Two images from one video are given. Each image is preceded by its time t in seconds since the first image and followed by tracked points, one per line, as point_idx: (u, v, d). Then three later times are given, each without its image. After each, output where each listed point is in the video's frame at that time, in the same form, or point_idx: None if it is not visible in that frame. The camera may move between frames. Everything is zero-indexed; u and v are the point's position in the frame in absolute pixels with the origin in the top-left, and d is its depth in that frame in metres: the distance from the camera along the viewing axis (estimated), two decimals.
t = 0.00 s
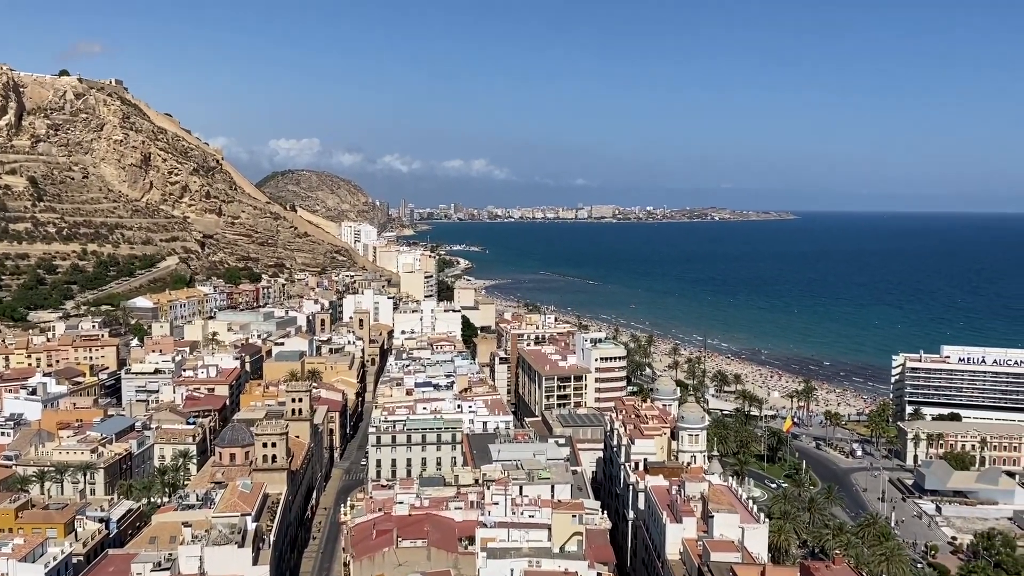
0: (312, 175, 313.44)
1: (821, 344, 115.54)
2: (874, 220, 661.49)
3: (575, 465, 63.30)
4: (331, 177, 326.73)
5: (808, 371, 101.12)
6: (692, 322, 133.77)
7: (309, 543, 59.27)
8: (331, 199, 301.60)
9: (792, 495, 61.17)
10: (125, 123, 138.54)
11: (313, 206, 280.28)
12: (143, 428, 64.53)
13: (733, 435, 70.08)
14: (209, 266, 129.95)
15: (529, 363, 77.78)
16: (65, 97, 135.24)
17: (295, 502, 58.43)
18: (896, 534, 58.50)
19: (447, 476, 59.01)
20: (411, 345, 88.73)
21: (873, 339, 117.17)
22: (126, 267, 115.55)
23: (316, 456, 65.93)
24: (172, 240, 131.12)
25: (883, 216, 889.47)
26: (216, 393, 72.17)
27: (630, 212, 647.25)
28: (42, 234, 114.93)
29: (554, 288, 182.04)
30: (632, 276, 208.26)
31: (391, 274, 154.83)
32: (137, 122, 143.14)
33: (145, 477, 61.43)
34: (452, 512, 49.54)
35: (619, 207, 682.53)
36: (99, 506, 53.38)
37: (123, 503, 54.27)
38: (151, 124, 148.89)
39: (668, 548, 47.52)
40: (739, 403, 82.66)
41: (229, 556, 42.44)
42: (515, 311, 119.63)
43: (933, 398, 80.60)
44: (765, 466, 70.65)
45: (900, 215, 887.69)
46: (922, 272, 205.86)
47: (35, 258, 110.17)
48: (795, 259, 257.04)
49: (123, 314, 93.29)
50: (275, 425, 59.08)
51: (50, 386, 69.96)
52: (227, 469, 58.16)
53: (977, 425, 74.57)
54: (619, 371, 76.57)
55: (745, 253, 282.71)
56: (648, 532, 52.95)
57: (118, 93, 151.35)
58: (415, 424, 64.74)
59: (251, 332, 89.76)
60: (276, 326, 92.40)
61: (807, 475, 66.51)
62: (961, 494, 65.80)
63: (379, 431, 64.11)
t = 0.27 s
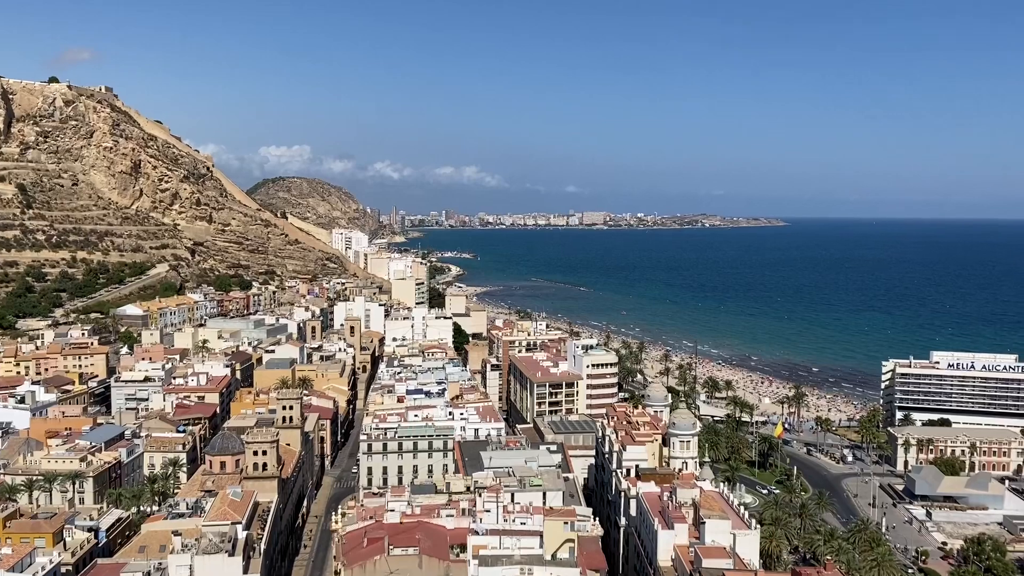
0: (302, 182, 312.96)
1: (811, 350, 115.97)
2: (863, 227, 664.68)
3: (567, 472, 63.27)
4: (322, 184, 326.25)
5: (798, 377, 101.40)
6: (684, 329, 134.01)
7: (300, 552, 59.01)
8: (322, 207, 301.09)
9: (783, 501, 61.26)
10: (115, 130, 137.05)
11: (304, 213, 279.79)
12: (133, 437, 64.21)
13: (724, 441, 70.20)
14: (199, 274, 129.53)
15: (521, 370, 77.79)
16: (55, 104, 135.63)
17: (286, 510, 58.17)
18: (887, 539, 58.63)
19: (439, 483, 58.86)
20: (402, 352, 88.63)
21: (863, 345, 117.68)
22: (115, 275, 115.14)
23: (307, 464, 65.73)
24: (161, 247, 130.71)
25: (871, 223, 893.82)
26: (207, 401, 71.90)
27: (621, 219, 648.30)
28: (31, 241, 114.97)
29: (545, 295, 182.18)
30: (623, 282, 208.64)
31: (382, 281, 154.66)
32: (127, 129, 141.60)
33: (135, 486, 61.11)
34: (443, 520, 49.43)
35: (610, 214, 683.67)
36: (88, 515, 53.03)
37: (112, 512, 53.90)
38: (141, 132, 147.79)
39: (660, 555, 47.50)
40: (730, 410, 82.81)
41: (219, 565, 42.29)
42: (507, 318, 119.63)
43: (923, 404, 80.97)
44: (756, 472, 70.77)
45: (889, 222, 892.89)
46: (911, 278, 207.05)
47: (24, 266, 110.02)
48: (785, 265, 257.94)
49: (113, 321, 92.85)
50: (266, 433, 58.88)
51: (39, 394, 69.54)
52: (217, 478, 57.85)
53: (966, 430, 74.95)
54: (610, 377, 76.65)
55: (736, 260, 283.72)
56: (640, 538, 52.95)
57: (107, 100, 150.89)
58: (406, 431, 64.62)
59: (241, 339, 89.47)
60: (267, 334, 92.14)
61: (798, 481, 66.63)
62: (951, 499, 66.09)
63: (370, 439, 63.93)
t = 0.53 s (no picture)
0: (292, 187, 312.21)
1: (802, 355, 116.28)
2: (852, 232, 667.78)
3: (559, 477, 63.17)
4: (312, 189, 325.65)
5: (789, 382, 101.63)
6: (674, 333, 134.20)
7: (290, 558, 58.70)
8: (312, 212, 300.31)
9: (774, 505, 61.32)
10: (104, 135, 136.40)
11: (294, 218, 279.03)
12: (122, 443, 63.79)
13: (715, 446, 70.26)
14: (188, 279, 129.11)
15: (512, 375, 77.71)
16: (43, 110, 134.67)
17: (276, 516, 57.88)
18: (878, 543, 58.70)
19: (430, 489, 58.68)
20: (393, 357, 88.45)
21: (852, 349, 118.14)
22: (104, 281, 114.60)
23: (297, 470, 65.43)
24: (151, 253, 130.31)
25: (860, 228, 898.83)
26: (196, 407, 71.52)
27: (611, 224, 649.06)
28: (19, 247, 114.94)
29: (537, 300, 182.12)
30: (614, 287, 208.78)
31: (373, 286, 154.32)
32: (117, 134, 140.96)
33: (123, 493, 60.67)
34: (434, 526, 49.27)
35: (601, 219, 684.37)
36: (77, 522, 52.56)
37: (101, 519, 53.43)
38: (130, 137, 147.43)
39: (651, 560, 47.36)
40: (721, 414, 82.92)
41: (209, 572, 42.15)
42: (498, 323, 119.54)
43: (913, 408, 81.29)
44: (747, 477, 70.84)
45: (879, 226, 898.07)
46: (900, 283, 208.08)
47: (12, 271, 109.65)
48: (775, 270, 258.67)
49: (102, 327, 92.37)
50: (256, 439, 58.52)
51: (26, 401, 69.07)
52: (207, 484, 57.45)
53: (955, 433, 75.27)
54: (602, 382, 76.66)
55: (726, 265, 284.50)
56: (632, 543, 52.82)
57: (96, 105, 150.38)
58: (397, 437, 64.43)
59: (231, 345, 89.14)
60: (257, 340, 91.83)
61: (788, 485, 66.69)
62: (941, 502, 66.30)
63: (360, 445, 63.70)
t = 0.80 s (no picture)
0: (282, 191, 311.36)
1: (792, 358, 116.63)
2: (841, 236, 670.90)
3: (549, 480, 63.13)
4: (303, 193, 324.99)
5: (778, 385, 101.91)
6: (665, 337, 134.39)
7: (280, 563, 58.40)
8: (301, 216, 299.52)
9: (764, 508, 61.40)
10: (93, 139, 135.81)
11: (284, 223, 278.24)
12: (110, 449, 63.38)
13: (705, 449, 70.36)
14: (178, 283, 128.59)
15: (503, 379, 77.66)
16: (31, 113, 134.07)
17: (266, 521, 57.60)
18: (868, 546, 58.88)
19: (421, 494, 58.53)
20: (383, 361, 88.31)
21: (842, 352, 118.59)
22: (93, 285, 114.09)
23: (287, 475, 65.21)
24: (140, 257, 129.75)
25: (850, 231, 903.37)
26: (185, 412, 71.18)
27: (601, 228, 649.89)
28: (7, 251, 114.23)
29: (528, 303, 182.12)
30: (605, 291, 209.00)
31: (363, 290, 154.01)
32: (105, 138, 140.45)
33: (112, 499, 60.26)
34: (425, 530, 49.15)
35: (591, 223, 685.14)
36: (65, 528, 52.12)
37: (89, 525, 52.98)
38: (119, 141, 146.88)
39: (641, 563, 47.36)
40: (711, 417, 83.08)
41: None
42: (488, 327, 119.49)
43: (902, 410, 81.69)
44: (737, 480, 70.97)
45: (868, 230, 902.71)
46: (889, 286, 209.12)
47: None
48: (765, 273, 259.45)
49: (90, 332, 91.88)
50: (246, 443, 58.02)
51: (14, 406, 68.60)
52: (197, 489, 57.04)
53: (944, 436, 75.58)
54: (592, 385, 76.70)
55: (716, 268, 285.22)
56: (622, 547, 52.79)
57: (85, 109, 149.73)
58: (387, 441, 64.28)
59: (220, 349, 88.81)
60: (246, 344, 91.51)
61: (778, 488, 66.81)
62: (931, 505, 66.59)
63: (351, 449, 63.52)
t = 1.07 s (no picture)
0: (271, 194, 310.35)
1: (781, 359, 117.01)
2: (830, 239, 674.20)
3: (540, 483, 63.12)
4: (292, 195, 324.07)
5: (768, 387, 102.19)
6: (655, 339, 134.64)
7: (270, 567, 58.19)
8: (291, 219, 298.56)
9: (754, 510, 61.53)
10: (80, 142, 135.28)
11: (273, 226, 277.36)
12: (98, 452, 63.00)
13: (696, 450, 70.50)
14: (166, 286, 128.09)
15: (493, 382, 77.64)
16: (18, 116, 133.32)
17: (255, 525, 57.37)
18: (857, 547, 59.08)
19: (411, 497, 58.38)
20: (373, 364, 88.18)
21: (831, 354, 119.11)
22: (80, 288, 113.48)
23: (277, 478, 64.94)
24: (128, 260, 129.21)
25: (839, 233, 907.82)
26: (174, 415, 70.85)
27: (591, 231, 650.65)
28: None
29: (519, 306, 182.09)
30: (595, 294, 209.14)
31: (353, 293, 153.71)
32: (93, 141, 139.85)
33: (100, 503, 59.85)
34: (415, 533, 49.00)
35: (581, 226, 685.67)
36: (53, 533, 51.70)
37: (77, 529, 52.56)
38: (107, 143, 146.28)
39: (632, 565, 47.38)
40: (701, 419, 83.27)
41: None
42: (479, 330, 119.41)
43: (890, 412, 82.12)
44: (727, 481, 71.11)
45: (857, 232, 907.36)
46: (877, 288, 210.17)
47: None
48: (755, 276, 260.20)
49: (78, 335, 91.43)
50: (234, 447, 58.38)
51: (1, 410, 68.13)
52: (185, 493, 56.65)
53: (932, 437, 75.96)
54: (583, 388, 76.76)
55: (706, 271, 285.94)
56: (613, 549, 52.78)
57: (73, 111, 148.90)
58: (378, 444, 64.16)
59: (209, 353, 88.50)
60: (235, 347, 91.20)
61: (768, 489, 66.96)
62: (919, 505, 66.90)
63: (341, 452, 63.37)
